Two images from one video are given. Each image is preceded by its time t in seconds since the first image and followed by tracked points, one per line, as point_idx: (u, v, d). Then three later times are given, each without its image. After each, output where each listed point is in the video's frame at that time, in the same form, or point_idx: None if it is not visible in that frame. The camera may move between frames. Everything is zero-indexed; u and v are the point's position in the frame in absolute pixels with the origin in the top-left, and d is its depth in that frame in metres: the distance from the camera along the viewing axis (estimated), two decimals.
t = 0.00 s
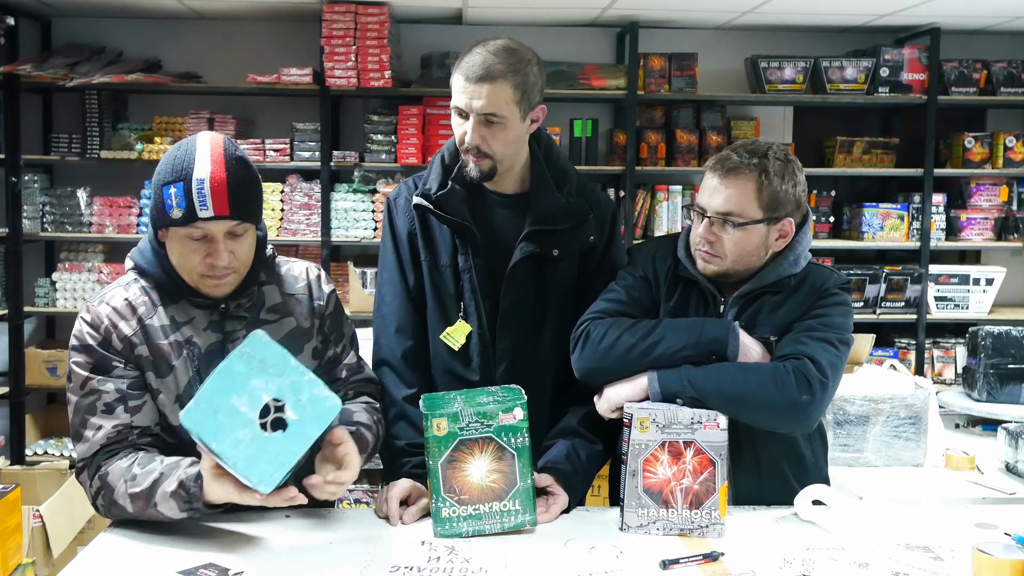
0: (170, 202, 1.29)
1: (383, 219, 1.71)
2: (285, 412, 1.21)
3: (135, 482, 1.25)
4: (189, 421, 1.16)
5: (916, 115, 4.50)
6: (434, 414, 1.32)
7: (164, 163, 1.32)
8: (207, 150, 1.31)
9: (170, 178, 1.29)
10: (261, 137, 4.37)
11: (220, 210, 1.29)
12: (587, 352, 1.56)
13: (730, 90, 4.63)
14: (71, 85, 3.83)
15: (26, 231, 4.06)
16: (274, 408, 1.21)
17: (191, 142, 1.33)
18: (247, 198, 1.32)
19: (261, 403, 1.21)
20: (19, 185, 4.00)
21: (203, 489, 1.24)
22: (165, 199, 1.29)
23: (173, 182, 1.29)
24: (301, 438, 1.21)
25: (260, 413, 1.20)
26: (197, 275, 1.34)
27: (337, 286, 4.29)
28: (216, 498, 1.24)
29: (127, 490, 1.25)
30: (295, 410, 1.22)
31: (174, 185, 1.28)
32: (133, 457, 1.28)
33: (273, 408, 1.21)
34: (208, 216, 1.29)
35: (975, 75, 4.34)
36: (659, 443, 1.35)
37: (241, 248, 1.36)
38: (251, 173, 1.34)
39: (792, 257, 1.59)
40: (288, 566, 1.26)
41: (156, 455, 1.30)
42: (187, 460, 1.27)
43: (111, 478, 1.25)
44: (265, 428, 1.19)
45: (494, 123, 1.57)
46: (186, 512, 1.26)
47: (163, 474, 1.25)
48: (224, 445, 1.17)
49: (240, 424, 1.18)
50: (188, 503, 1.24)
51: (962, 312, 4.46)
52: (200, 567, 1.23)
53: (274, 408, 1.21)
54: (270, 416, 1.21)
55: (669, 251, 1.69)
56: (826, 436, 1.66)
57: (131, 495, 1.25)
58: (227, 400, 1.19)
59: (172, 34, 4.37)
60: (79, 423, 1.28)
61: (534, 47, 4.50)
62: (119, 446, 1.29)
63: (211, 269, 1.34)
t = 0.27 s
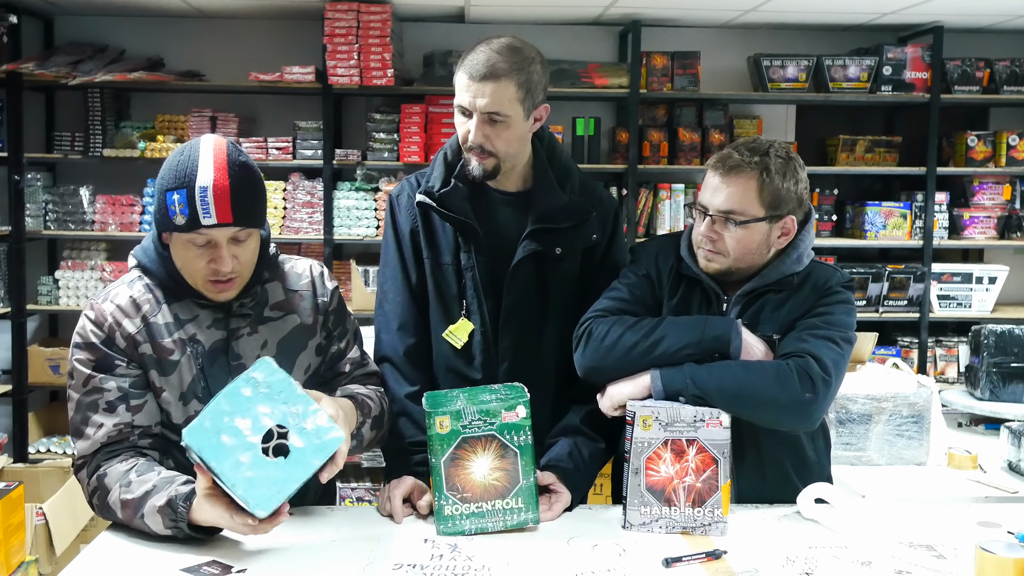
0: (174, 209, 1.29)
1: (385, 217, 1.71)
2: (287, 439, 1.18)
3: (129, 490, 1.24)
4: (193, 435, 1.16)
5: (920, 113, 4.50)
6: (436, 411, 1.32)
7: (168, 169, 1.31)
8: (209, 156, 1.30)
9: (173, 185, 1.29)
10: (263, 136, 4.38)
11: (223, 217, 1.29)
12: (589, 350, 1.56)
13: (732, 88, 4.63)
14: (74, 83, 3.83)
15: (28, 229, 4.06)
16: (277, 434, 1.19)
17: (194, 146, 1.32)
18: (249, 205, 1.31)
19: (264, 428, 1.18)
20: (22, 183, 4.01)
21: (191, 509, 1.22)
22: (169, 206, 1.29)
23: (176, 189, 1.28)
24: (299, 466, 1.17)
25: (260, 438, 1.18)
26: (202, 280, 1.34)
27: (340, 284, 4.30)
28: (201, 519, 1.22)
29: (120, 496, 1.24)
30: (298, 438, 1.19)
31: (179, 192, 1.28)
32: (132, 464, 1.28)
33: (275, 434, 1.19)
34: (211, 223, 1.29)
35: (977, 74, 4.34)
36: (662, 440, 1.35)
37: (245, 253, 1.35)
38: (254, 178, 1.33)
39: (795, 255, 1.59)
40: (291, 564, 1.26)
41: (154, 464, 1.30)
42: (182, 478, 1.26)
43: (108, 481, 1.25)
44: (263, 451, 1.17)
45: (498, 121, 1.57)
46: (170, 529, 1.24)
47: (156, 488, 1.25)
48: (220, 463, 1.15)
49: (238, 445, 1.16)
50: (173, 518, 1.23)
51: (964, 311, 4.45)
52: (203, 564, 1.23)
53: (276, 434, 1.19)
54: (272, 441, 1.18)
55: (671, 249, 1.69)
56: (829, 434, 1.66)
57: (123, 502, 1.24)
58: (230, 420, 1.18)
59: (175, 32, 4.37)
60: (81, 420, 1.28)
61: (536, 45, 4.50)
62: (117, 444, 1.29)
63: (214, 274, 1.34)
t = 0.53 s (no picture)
0: (174, 227, 1.27)
1: (388, 216, 1.71)
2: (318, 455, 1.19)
3: (141, 499, 1.25)
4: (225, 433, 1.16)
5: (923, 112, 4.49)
6: (440, 410, 1.33)
7: (162, 185, 1.28)
8: (207, 170, 1.29)
9: (171, 203, 1.27)
10: (266, 134, 4.38)
11: (225, 234, 1.29)
12: (593, 349, 1.56)
13: (735, 87, 4.63)
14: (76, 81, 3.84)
15: (32, 227, 4.07)
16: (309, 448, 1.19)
17: (189, 159, 1.30)
18: (250, 219, 1.31)
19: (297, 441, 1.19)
20: (25, 181, 4.01)
21: (199, 526, 1.22)
22: (167, 223, 1.28)
23: (174, 207, 1.27)
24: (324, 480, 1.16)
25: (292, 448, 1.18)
26: (203, 292, 1.35)
27: (343, 283, 4.31)
28: (208, 537, 1.22)
29: (132, 505, 1.25)
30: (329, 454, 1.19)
31: (177, 211, 1.27)
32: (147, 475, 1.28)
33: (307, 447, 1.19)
34: (213, 241, 1.28)
35: (981, 72, 4.33)
36: (665, 439, 1.36)
37: (245, 263, 1.36)
38: (252, 190, 1.33)
39: (799, 254, 1.59)
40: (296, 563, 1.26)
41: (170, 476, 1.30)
42: (194, 493, 1.26)
43: (123, 489, 1.26)
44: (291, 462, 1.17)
45: (501, 121, 1.57)
46: (177, 544, 1.24)
47: (167, 500, 1.25)
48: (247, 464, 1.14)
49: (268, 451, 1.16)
50: (180, 533, 1.23)
51: (967, 309, 4.45)
52: (207, 564, 1.24)
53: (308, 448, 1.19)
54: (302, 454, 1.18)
55: (674, 248, 1.69)
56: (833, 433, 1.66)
57: (134, 511, 1.25)
58: (262, 426, 1.18)
59: (178, 31, 4.37)
60: (92, 428, 1.28)
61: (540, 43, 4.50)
62: (132, 448, 1.29)
63: (216, 286, 1.34)
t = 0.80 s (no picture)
0: (171, 240, 1.27)
1: (389, 218, 1.71)
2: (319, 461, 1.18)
3: (138, 505, 1.25)
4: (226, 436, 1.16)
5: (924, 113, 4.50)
6: (442, 411, 1.33)
7: (159, 197, 1.27)
8: (204, 183, 1.27)
9: (168, 216, 1.26)
10: (268, 135, 4.38)
11: (223, 248, 1.28)
12: (594, 350, 1.56)
13: (736, 88, 4.63)
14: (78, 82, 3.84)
15: (33, 228, 4.07)
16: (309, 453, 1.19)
17: (185, 170, 1.29)
18: (247, 231, 1.31)
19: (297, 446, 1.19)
20: (27, 182, 4.01)
21: (197, 532, 1.22)
22: (164, 237, 1.27)
23: (171, 220, 1.26)
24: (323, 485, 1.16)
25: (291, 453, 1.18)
26: (200, 301, 1.35)
27: (344, 284, 4.31)
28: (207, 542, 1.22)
29: (129, 510, 1.25)
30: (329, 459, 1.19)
31: (174, 224, 1.26)
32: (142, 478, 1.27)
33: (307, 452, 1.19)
34: (210, 254, 1.28)
35: (982, 73, 4.33)
36: (667, 440, 1.36)
37: (242, 273, 1.36)
38: (249, 201, 1.32)
39: (801, 255, 1.59)
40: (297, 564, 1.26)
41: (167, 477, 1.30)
42: (190, 497, 1.26)
43: (121, 494, 1.26)
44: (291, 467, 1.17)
45: (503, 124, 1.57)
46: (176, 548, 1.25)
47: (162, 507, 1.24)
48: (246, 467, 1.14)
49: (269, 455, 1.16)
50: (178, 539, 1.23)
51: (968, 310, 4.45)
52: (208, 565, 1.24)
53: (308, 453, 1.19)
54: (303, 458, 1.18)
55: (676, 250, 1.69)
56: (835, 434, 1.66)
57: (132, 516, 1.25)
58: (262, 431, 1.19)
59: (179, 32, 4.38)
60: (89, 432, 1.28)
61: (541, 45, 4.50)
62: (129, 453, 1.29)
63: (214, 296, 1.34)
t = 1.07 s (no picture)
0: (174, 239, 1.27)
1: (388, 220, 1.71)
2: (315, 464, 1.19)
3: (137, 507, 1.25)
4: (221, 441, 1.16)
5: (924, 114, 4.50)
6: (441, 412, 1.33)
7: (161, 197, 1.27)
8: (206, 182, 1.27)
9: (170, 215, 1.26)
10: (268, 136, 4.38)
11: (226, 246, 1.28)
12: (594, 351, 1.56)
13: (736, 89, 4.63)
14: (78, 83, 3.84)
15: (33, 229, 4.07)
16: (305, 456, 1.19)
17: (187, 169, 1.29)
18: (249, 229, 1.31)
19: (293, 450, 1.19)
20: (27, 182, 4.01)
21: (197, 534, 1.23)
22: (167, 235, 1.27)
23: (174, 219, 1.26)
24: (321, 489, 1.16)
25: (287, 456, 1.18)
26: (203, 301, 1.35)
27: (344, 284, 4.31)
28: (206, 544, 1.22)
29: (129, 511, 1.25)
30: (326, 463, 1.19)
31: (177, 223, 1.26)
32: (141, 479, 1.27)
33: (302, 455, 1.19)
34: (213, 253, 1.28)
35: (981, 74, 4.34)
36: (666, 441, 1.36)
37: (245, 272, 1.36)
38: (250, 199, 1.32)
39: (801, 256, 1.59)
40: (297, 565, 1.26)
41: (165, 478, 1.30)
42: (189, 499, 1.26)
43: (119, 494, 1.26)
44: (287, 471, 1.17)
45: (503, 125, 1.57)
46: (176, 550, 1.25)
47: (161, 508, 1.24)
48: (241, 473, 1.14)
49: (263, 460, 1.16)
50: (177, 541, 1.23)
51: (968, 311, 4.45)
52: (208, 566, 1.24)
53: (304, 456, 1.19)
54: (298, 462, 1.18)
55: (677, 251, 1.69)
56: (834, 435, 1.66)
57: (131, 518, 1.25)
58: (257, 435, 1.19)
59: (180, 32, 4.38)
60: (91, 431, 1.29)
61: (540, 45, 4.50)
62: (129, 453, 1.29)
63: (217, 296, 1.34)
